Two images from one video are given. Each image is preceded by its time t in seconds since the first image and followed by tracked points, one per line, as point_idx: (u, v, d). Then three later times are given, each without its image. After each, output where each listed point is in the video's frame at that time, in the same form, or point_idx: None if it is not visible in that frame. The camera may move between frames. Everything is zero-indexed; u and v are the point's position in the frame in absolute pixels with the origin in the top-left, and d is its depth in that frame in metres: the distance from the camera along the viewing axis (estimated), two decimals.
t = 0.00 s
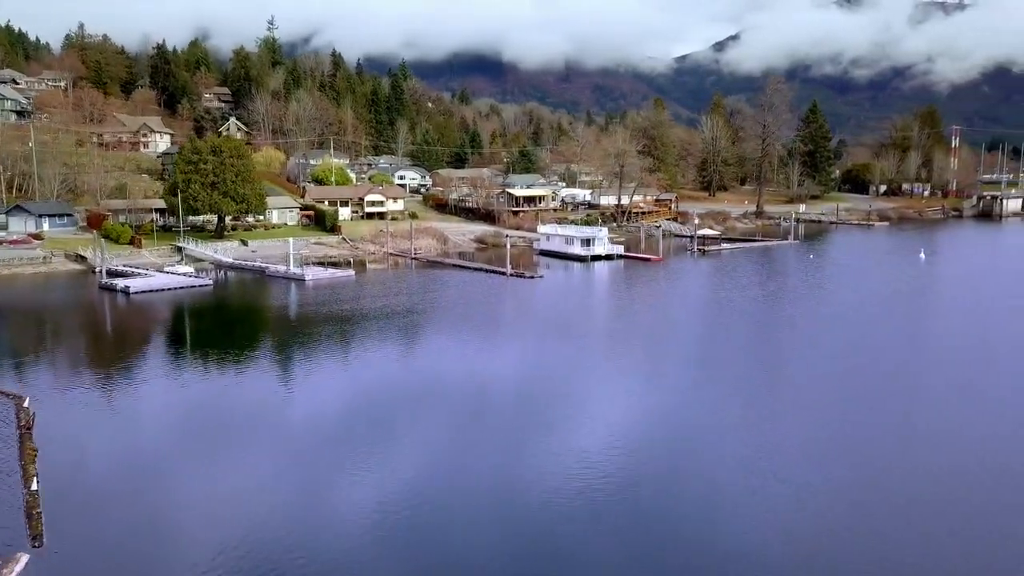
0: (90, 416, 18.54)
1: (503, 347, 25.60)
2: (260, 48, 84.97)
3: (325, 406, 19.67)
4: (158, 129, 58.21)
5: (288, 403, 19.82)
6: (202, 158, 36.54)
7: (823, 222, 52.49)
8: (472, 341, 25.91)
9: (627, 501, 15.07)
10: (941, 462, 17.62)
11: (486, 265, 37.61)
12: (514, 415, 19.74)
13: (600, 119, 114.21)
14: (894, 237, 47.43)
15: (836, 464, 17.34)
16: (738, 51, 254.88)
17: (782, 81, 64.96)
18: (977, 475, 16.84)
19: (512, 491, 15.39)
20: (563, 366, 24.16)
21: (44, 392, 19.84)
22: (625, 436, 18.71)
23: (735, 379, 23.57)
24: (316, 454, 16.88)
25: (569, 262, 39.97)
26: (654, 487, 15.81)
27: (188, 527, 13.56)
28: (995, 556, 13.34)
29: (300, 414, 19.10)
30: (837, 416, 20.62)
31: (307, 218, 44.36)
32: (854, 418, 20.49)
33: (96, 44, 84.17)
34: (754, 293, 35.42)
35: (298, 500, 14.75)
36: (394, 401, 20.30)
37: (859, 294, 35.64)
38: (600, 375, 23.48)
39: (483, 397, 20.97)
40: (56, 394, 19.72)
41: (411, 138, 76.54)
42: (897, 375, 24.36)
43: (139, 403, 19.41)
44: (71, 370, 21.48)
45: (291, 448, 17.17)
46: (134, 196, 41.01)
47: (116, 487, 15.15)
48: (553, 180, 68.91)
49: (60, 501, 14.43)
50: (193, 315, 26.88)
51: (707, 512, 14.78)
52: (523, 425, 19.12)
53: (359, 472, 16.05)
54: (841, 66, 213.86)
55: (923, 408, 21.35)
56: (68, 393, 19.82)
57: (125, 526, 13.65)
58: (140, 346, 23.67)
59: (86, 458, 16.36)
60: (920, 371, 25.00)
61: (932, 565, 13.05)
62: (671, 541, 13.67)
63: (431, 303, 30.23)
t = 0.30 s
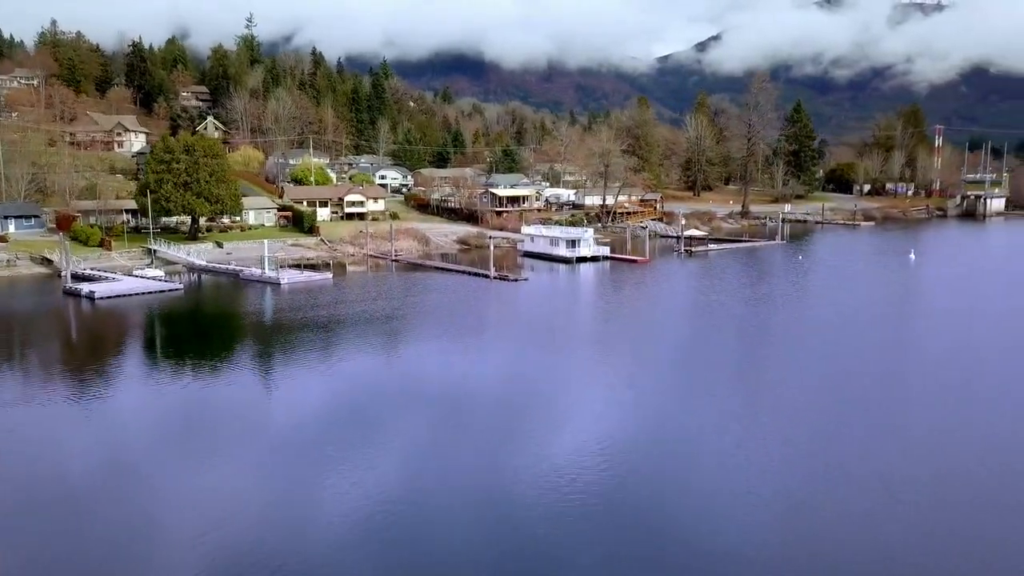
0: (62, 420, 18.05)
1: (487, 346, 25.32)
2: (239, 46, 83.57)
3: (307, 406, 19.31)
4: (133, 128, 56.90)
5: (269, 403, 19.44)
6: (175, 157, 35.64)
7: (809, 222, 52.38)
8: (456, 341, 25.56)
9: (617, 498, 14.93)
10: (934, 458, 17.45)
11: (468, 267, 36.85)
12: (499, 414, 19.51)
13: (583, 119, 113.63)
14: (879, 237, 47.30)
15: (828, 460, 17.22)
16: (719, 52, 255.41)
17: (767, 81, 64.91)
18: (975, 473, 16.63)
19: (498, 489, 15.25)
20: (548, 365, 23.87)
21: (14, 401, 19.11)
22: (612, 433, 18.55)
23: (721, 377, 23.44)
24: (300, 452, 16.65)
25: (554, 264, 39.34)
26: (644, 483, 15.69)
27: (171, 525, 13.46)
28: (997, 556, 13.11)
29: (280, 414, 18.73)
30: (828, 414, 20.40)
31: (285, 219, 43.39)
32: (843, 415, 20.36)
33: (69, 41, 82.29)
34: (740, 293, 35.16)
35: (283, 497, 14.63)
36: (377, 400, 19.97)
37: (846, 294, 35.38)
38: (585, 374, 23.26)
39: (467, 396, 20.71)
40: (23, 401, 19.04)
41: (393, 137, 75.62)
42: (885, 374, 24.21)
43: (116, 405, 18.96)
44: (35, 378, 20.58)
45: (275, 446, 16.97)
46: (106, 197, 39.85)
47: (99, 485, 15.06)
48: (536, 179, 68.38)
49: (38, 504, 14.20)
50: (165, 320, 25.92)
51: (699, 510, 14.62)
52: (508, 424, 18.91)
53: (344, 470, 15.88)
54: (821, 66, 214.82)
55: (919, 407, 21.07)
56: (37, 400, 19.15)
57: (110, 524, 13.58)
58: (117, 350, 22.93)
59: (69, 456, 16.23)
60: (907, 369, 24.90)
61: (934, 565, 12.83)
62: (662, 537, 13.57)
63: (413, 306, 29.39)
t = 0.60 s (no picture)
0: (36, 421, 17.64)
1: (469, 344, 25.09)
2: (216, 43, 82.19)
3: (287, 405, 19.06)
4: (105, 127, 55.60)
5: (248, 404, 19.13)
6: (145, 156, 34.55)
7: (793, 221, 52.37)
8: (438, 341, 25.28)
9: (610, 497, 14.67)
10: (928, 457, 17.22)
11: (449, 269, 36.11)
12: (482, 411, 19.35)
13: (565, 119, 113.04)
14: (864, 237, 47.21)
15: (819, 458, 17.00)
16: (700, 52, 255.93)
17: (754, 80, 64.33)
18: (970, 471, 16.42)
19: (489, 488, 14.95)
20: (531, 365, 23.48)
21: None
22: (596, 428, 18.42)
23: (706, 374, 23.34)
24: (286, 453, 16.27)
25: (539, 266, 38.71)
26: (636, 482, 15.43)
27: (159, 524, 13.15)
28: (998, 556, 12.87)
29: (261, 414, 18.46)
30: (816, 412, 20.17)
31: (261, 220, 42.43)
32: (831, 412, 20.22)
33: (40, 38, 80.43)
34: (726, 293, 34.89)
35: (270, 497, 14.28)
36: (359, 400, 19.69)
37: (832, 294, 35.16)
38: (570, 371, 23.10)
39: (450, 393, 20.52)
40: None
41: (373, 137, 74.74)
42: (872, 372, 24.07)
43: (91, 406, 18.58)
44: None
45: (260, 448, 16.57)
46: (76, 198, 38.73)
47: (84, 485, 14.69)
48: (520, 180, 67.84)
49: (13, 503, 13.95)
50: (135, 326, 25.00)
51: (692, 508, 14.39)
52: (492, 420, 18.75)
53: (331, 470, 15.53)
54: (800, 67, 215.90)
55: (909, 406, 20.84)
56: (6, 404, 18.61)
57: (97, 520, 13.42)
58: (90, 356, 22.16)
59: (51, 458, 15.80)
60: (895, 368, 24.77)
61: (934, 564, 12.58)
62: (658, 536, 13.31)
63: (392, 312, 28.44)
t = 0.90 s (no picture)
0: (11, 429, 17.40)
1: (451, 345, 24.86)
2: (192, 41, 80.78)
3: (267, 409, 18.89)
4: (77, 126, 54.29)
5: (227, 409, 18.94)
6: (113, 156, 33.50)
7: (778, 220, 52.43)
8: (419, 341, 24.97)
9: (580, 493, 14.84)
10: (920, 454, 17.04)
11: (429, 273, 35.22)
12: (464, 412, 19.22)
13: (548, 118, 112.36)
14: (848, 237, 47.03)
15: (807, 455, 16.87)
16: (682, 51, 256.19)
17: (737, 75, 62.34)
18: (964, 468, 16.25)
19: (467, 491, 14.98)
20: (514, 365, 23.14)
21: None
22: (581, 427, 18.33)
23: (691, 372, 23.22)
24: (261, 456, 16.45)
25: (523, 269, 37.92)
26: (607, 476, 15.62)
27: (140, 533, 13.23)
28: (996, 555, 12.73)
29: (241, 420, 18.30)
30: (804, 410, 19.94)
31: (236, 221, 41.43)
32: (819, 409, 20.07)
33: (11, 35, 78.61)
34: (711, 293, 34.59)
35: (241, 499, 14.58)
36: (339, 403, 19.52)
37: (819, 294, 34.94)
38: (553, 370, 22.94)
39: (432, 394, 20.43)
40: None
41: (354, 135, 73.75)
42: (860, 371, 23.92)
43: (67, 413, 18.33)
44: None
45: (236, 449, 16.74)
46: (44, 199, 37.64)
47: (64, 494, 14.71)
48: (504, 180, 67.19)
49: None
50: (105, 332, 24.17)
51: (675, 508, 14.34)
52: (474, 421, 18.64)
53: (309, 475, 15.60)
54: (781, 66, 216.77)
55: (900, 403, 20.63)
56: None
57: (78, 530, 13.43)
58: (62, 364, 21.43)
59: (29, 466, 15.74)
60: (881, 365, 24.68)
61: (930, 565, 12.42)
62: (628, 534, 13.41)
63: (370, 317, 27.48)
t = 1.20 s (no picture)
0: None
1: (434, 347, 24.31)
2: (168, 39, 79.31)
3: (245, 413, 18.23)
4: (47, 125, 52.89)
5: (204, 412, 18.28)
6: (80, 155, 32.47)
7: (763, 220, 52.18)
8: (402, 344, 24.39)
9: (566, 493, 14.35)
10: (916, 452, 16.70)
11: (409, 275, 34.48)
12: (449, 413, 18.67)
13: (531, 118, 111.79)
14: (833, 237, 46.91)
15: (801, 454, 16.49)
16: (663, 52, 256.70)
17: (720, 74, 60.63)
18: (962, 465, 15.86)
19: (454, 492, 14.44)
20: (497, 367, 22.54)
21: None
22: (570, 427, 17.86)
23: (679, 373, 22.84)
24: (240, 456, 15.94)
25: (506, 271, 37.25)
26: (594, 475, 15.18)
27: (112, 541, 12.58)
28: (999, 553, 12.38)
29: (218, 423, 17.64)
30: (796, 410, 19.47)
31: (209, 223, 40.40)
32: (811, 408, 19.72)
33: None
34: (696, 294, 34.20)
35: (219, 499, 14.11)
36: (320, 405, 18.91)
37: (806, 294, 34.60)
38: (539, 371, 22.46)
39: (415, 396, 19.83)
40: None
41: (333, 135, 72.72)
42: (850, 370, 23.63)
43: (36, 419, 17.61)
44: None
45: (213, 451, 16.19)
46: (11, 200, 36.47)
47: (32, 500, 14.02)
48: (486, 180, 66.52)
49: None
50: (71, 338, 23.24)
51: (665, 508, 13.87)
52: (461, 422, 18.10)
53: (290, 477, 15.02)
54: (762, 67, 217.83)
55: (892, 403, 20.29)
56: None
57: (47, 538, 12.76)
58: (26, 371, 20.53)
59: None
60: (871, 364, 24.42)
61: (932, 564, 12.03)
62: (623, 535, 12.94)
63: (348, 323, 26.52)
